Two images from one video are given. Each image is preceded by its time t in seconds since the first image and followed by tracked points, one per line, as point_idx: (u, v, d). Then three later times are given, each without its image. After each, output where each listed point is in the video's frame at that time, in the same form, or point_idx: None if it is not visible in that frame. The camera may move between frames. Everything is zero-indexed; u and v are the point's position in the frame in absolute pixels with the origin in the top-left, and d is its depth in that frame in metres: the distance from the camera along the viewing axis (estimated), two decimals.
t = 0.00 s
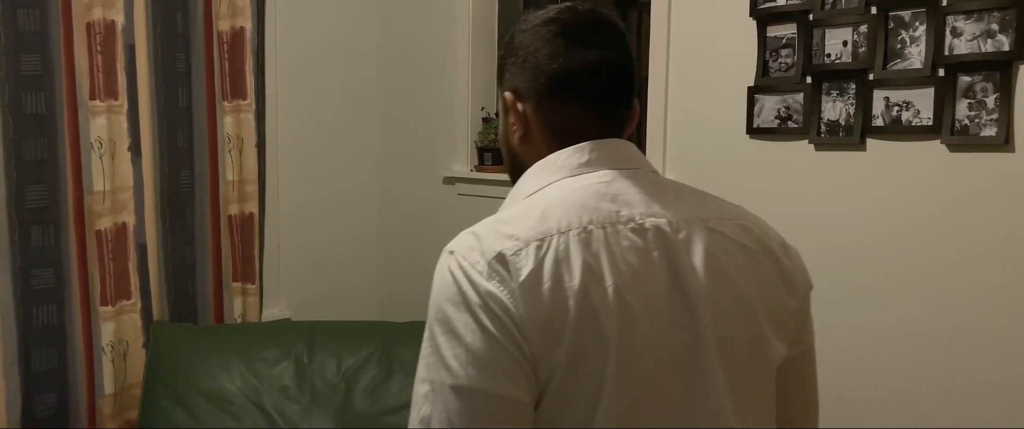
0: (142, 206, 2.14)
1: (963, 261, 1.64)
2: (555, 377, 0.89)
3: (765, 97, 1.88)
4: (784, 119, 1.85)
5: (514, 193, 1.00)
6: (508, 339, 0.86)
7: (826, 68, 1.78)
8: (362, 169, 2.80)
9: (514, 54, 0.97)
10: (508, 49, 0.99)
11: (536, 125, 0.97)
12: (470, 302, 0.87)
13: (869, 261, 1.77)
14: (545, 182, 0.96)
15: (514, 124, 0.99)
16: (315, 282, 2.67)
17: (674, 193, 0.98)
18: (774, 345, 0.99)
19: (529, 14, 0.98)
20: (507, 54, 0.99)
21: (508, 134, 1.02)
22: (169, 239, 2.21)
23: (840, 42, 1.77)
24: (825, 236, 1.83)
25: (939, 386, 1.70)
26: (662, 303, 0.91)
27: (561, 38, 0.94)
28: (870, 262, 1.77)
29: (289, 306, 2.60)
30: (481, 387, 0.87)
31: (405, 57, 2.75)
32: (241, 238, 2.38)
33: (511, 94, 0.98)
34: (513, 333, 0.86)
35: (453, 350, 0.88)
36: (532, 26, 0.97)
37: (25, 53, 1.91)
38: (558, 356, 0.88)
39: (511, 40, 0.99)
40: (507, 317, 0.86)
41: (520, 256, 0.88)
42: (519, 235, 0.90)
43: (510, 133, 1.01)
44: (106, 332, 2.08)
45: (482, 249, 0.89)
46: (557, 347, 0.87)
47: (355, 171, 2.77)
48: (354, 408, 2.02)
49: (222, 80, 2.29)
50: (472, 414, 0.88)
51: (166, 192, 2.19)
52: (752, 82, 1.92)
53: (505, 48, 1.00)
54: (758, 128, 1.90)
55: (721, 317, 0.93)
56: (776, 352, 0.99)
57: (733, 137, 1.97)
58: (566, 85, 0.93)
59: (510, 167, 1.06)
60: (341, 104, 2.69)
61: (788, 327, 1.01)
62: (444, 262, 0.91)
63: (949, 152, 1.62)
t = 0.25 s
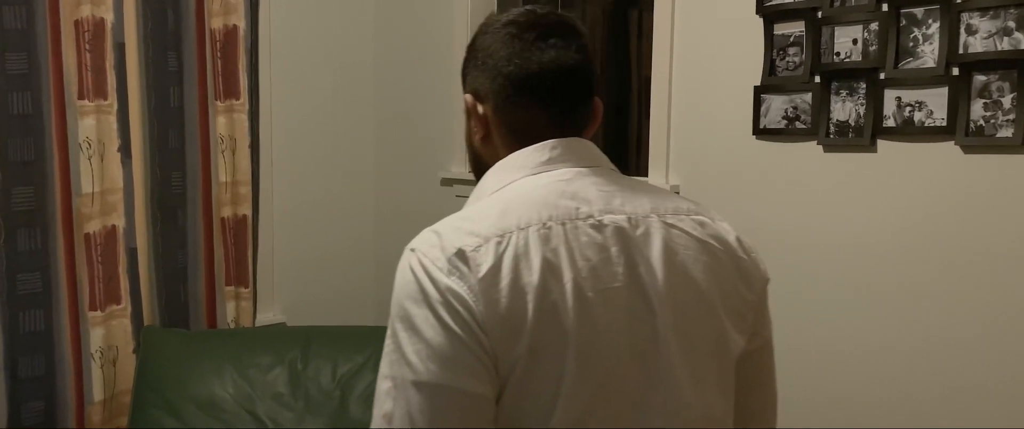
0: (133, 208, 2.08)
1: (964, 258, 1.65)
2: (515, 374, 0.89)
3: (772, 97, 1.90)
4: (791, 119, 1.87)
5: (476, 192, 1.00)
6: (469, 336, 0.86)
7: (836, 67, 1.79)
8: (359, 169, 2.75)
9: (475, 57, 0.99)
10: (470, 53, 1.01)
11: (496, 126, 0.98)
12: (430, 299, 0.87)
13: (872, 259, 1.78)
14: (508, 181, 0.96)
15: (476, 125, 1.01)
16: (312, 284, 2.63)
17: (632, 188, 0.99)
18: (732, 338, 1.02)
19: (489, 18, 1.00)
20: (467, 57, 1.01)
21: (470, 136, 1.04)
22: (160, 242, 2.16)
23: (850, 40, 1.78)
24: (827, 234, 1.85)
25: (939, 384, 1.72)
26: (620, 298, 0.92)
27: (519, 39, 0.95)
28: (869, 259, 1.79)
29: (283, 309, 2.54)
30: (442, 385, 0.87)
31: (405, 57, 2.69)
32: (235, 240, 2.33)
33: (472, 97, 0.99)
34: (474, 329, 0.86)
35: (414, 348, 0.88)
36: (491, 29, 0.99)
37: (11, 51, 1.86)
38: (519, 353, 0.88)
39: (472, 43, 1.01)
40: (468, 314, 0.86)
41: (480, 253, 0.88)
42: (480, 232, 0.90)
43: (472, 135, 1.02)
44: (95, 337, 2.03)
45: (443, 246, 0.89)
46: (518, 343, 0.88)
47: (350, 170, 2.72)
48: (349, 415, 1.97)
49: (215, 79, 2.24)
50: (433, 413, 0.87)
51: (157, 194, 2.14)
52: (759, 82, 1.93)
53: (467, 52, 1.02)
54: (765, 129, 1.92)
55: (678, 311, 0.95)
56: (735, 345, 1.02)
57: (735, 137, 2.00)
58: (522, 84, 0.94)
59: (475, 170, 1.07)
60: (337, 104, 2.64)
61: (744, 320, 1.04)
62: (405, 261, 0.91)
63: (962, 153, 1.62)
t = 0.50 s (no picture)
0: (128, 211, 2.05)
1: (968, 262, 1.65)
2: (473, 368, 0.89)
3: (779, 98, 1.90)
4: (799, 121, 1.87)
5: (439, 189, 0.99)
6: (428, 330, 0.85)
7: (845, 68, 1.79)
8: (356, 170, 2.71)
9: (436, 57, 0.98)
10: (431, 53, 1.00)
11: (460, 127, 0.97)
12: (389, 293, 0.86)
13: (872, 260, 1.78)
14: (470, 178, 0.95)
15: (440, 127, 0.99)
16: (309, 287, 2.59)
17: (593, 183, 0.99)
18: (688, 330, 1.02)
19: (451, 18, 0.99)
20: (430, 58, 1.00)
21: (435, 138, 1.02)
22: (155, 245, 2.12)
23: (859, 40, 1.77)
24: (827, 235, 1.85)
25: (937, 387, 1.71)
26: (579, 291, 0.92)
27: (479, 39, 0.94)
28: (875, 261, 1.78)
29: (280, 314, 2.51)
30: (401, 378, 0.86)
31: (402, 57, 2.65)
32: (231, 244, 2.29)
33: (434, 97, 0.98)
34: (433, 323, 0.86)
35: (372, 342, 0.87)
36: (452, 30, 0.97)
37: (4, 51, 1.81)
38: (477, 347, 0.88)
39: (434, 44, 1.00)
40: (428, 309, 0.85)
41: (439, 248, 0.88)
42: (440, 227, 0.89)
43: (437, 136, 1.01)
44: (89, 342, 2.00)
45: (403, 241, 0.89)
46: (476, 337, 0.88)
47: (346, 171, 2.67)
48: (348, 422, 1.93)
49: (212, 80, 2.21)
50: (390, 407, 0.88)
51: (151, 196, 2.10)
52: (765, 83, 1.93)
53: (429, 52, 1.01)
54: (771, 130, 1.92)
55: (635, 305, 0.96)
56: (691, 338, 1.03)
57: (741, 139, 1.99)
58: (483, 86, 0.93)
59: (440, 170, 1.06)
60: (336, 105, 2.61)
61: (700, 314, 1.05)
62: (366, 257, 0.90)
63: (976, 156, 1.61)
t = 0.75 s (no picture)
0: (122, 213, 2.02)
1: (968, 263, 1.69)
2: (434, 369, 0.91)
3: (784, 99, 1.92)
4: (804, 122, 1.88)
5: (404, 191, 1.01)
6: (388, 332, 0.87)
7: (850, 68, 1.80)
8: (353, 171, 2.67)
9: (400, 61, 1.01)
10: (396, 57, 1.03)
11: (423, 128, 1.00)
12: (350, 295, 0.88)
13: (871, 262, 1.82)
14: (433, 179, 0.97)
15: (405, 129, 1.02)
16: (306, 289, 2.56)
17: (554, 182, 1.01)
18: (647, 325, 1.04)
19: (414, 23, 1.02)
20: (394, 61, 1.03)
21: (401, 141, 1.05)
22: (150, 248, 2.09)
23: (865, 40, 1.78)
24: (827, 237, 1.89)
25: (937, 383, 1.76)
26: (537, 290, 0.94)
27: (440, 42, 0.98)
28: (877, 262, 1.82)
29: (278, 317, 2.48)
30: (362, 381, 0.88)
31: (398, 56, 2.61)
32: (228, 247, 2.26)
33: (398, 99, 1.01)
34: (393, 324, 0.87)
35: (333, 344, 0.90)
36: (415, 34, 1.01)
37: None
38: (436, 349, 0.90)
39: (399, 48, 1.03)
40: (387, 311, 0.87)
41: (400, 249, 0.89)
42: (401, 229, 0.91)
43: (402, 138, 1.04)
44: (83, 347, 1.97)
45: (364, 243, 0.91)
46: (435, 338, 0.90)
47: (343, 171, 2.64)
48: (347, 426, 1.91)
49: (208, 80, 2.18)
50: (351, 409, 0.89)
51: (147, 198, 2.07)
52: (770, 83, 1.95)
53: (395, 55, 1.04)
54: (776, 131, 1.93)
55: (593, 302, 0.98)
56: (650, 332, 1.05)
57: (744, 141, 2.01)
58: (445, 87, 0.96)
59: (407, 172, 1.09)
60: (332, 106, 2.58)
61: (660, 309, 1.07)
62: (329, 259, 0.92)
63: (985, 157, 1.64)
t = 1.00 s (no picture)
0: (117, 212, 1.99)
1: (969, 262, 1.67)
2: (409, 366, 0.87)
3: (790, 96, 1.90)
4: (810, 119, 1.87)
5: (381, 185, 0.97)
6: (362, 327, 0.83)
7: (857, 64, 1.79)
8: (353, 173, 2.63)
9: (377, 56, 0.98)
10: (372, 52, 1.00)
11: (400, 125, 0.96)
12: (323, 290, 0.84)
13: (875, 262, 1.80)
14: (411, 173, 0.93)
15: (382, 126, 0.98)
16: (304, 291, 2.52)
17: (532, 174, 0.97)
18: (625, 317, 1.02)
19: (392, 17, 0.99)
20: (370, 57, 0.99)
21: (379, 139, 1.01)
22: (146, 248, 2.06)
23: (873, 36, 1.77)
24: (830, 236, 1.86)
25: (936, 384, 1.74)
26: (514, 284, 0.91)
27: (417, 35, 0.94)
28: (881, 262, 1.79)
29: (276, 317, 2.44)
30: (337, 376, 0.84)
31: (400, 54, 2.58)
32: (224, 246, 2.24)
33: (374, 95, 0.97)
34: (367, 320, 0.83)
35: (307, 340, 0.86)
36: (392, 28, 0.97)
37: None
38: (411, 345, 0.86)
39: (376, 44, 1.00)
40: (362, 306, 0.83)
41: (376, 242, 0.85)
42: (376, 222, 0.86)
43: (380, 136, 1.00)
44: (77, 348, 1.94)
45: (338, 237, 0.86)
46: (410, 334, 0.86)
47: (342, 172, 2.59)
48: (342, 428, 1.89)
49: (205, 78, 2.15)
50: (325, 406, 0.86)
51: (142, 198, 2.04)
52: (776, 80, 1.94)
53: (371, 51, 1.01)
54: (782, 129, 1.92)
55: (571, 297, 0.94)
56: (629, 326, 1.03)
57: (749, 139, 2.00)
58: (422, 81, 0.93)
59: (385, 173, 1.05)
60: (331, 106, 2.53)
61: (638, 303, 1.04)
62: (303, 254, 0.88)
63: (996, 155, 1.61)
